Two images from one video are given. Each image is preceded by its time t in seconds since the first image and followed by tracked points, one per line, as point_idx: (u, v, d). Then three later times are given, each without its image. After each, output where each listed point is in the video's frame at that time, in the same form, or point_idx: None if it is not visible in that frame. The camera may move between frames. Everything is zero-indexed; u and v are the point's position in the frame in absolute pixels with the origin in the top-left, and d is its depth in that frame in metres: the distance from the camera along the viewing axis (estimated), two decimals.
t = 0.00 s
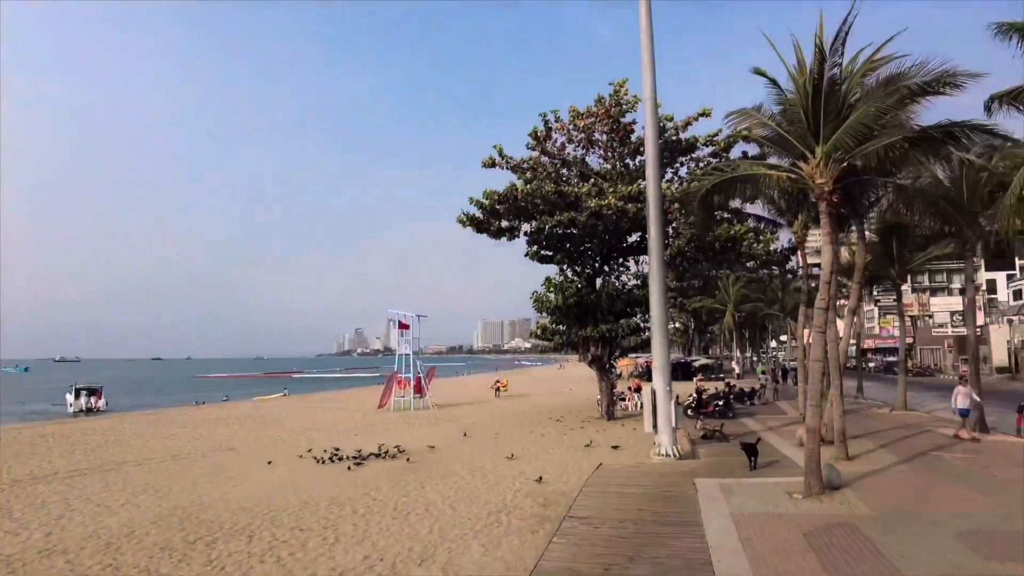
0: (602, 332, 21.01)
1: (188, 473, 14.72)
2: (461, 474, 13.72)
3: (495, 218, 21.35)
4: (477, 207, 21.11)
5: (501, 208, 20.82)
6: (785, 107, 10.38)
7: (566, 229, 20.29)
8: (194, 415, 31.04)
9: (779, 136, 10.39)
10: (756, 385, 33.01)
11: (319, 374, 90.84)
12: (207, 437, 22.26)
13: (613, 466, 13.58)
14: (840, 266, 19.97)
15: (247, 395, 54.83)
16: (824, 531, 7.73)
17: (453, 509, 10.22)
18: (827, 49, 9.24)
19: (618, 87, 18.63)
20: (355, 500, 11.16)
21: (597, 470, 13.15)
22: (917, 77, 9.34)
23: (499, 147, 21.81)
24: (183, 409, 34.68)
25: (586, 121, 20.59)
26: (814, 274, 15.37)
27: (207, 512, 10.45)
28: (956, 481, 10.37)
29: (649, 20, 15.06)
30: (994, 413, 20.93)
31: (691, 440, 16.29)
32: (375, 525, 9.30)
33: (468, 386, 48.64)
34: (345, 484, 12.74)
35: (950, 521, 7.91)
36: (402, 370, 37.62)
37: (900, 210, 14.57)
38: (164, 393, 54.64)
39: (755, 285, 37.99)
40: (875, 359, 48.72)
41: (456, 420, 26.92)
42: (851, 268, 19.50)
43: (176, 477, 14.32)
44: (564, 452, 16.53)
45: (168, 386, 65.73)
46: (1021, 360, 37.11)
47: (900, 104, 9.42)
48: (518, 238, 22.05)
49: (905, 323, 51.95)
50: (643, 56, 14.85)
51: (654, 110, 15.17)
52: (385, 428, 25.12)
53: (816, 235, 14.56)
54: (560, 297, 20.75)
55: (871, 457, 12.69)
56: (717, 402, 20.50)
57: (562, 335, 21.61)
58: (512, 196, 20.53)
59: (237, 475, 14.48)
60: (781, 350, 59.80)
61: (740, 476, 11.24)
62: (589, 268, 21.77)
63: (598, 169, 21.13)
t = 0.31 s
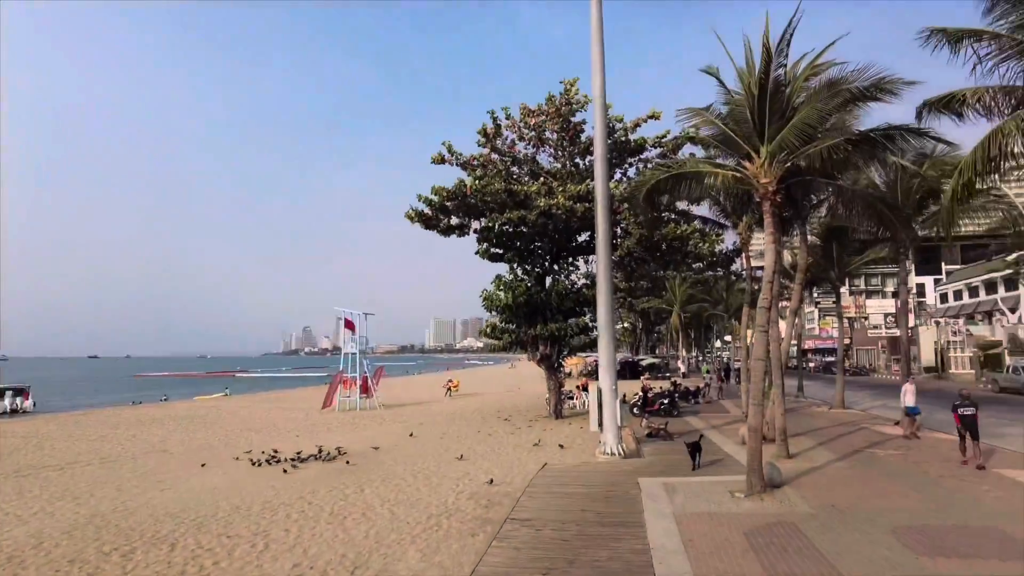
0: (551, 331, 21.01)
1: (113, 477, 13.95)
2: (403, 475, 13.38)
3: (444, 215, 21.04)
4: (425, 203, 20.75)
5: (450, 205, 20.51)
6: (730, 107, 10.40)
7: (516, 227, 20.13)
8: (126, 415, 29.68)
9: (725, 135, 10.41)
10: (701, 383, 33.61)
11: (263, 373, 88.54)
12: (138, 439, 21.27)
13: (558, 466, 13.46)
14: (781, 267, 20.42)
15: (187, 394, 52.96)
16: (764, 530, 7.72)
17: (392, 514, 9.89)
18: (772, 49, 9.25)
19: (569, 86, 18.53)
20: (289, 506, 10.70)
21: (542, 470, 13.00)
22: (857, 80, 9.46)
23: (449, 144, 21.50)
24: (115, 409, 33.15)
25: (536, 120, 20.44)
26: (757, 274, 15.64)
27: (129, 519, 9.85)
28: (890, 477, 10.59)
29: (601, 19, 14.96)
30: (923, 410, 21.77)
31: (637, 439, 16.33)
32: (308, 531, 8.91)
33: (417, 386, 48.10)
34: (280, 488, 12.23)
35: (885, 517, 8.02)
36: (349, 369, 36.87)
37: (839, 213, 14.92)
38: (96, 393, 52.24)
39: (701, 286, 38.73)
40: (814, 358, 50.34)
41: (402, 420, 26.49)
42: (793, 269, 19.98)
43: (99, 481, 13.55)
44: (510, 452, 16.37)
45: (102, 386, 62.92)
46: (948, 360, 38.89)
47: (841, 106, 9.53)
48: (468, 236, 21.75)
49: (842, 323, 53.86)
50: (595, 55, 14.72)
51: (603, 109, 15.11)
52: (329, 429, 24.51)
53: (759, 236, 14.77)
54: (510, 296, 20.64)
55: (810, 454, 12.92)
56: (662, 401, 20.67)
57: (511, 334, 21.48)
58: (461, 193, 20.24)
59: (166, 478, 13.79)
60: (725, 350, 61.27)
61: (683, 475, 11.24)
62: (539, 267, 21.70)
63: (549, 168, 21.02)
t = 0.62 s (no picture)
0: (506, 330, 20.89)
1: (42, 482, 13.27)
2: (351, 477, 13.07)
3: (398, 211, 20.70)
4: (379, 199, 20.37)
5: (405, 200, 20.18)
6: (683, 107, 10.38)
7: (472, 224, 19.93)
8: (63, 416, 28.42)
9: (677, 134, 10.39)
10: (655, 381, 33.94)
11: (214, 372, 86.25)
12: (74, 441, 20.35)
13: (509, 466, 13.30)
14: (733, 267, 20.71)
15: (131, 394, 51.13)
16: (710, 530, 7.70)
17: (335, 519, 9.57)
18: (725, 49, 9.24)
19: (525, 83, 18.39)
20: (228, 511, 10.28)
21: (493, 470, 12.86)
22: (808, 82, 9.50)
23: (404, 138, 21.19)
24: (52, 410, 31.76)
25: (493, 116, 20.25)
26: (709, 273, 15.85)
27: (54, 527, 9.34)
28: (834, 474, 10.76)
29: (557, 17, 14.85)
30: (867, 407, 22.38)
31: (590, 438, 16.31)
32: (246, 537, 8.59)
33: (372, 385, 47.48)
34: (219, 492, 11.76)
35: (828, 515, 8.09)
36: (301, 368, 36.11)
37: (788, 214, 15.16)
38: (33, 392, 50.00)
39: (656, 285, 39.15)
40: (766, 357, 51.46)
41: (355, 420, 26.03)
42: (743, 269, 20.30)
43: (26, 486, 12.86)
44: (462, 452, 16.18)
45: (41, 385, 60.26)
46: (891, 358, 40.25)
47: (791, 108, 9.56)
48: (422, 232, 21.45)
49: (793, 323, 55.19)
50: (551, 52, 14.60)
51: (560, 107, 15.01)
52: (278, 429, 23.91)
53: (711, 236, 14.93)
54: (467, 293, 20.53)
55: (758, 452, 13.06)
56: (616, 399, 20.74)
57: (467, 333, 21.32)
58: (415, 188, 19.94)
59: (100, 482, 13.19)
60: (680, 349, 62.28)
61: (633, 474, 11.21)
62: (496, 265, 21.58)
63: (506, 165, 20.85)
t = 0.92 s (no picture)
0: (455, 330, 20.59)
1: None
2: (288, 484, 12.61)
3: (343, 208, 20.12)
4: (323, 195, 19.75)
5: (350, 196, 19.73)
6: (629, 108, 10.33)
7: (420, 224, 19.63)
8: None
9: (623, 135, 10.34)
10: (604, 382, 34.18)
11: (152, 374, 83.06)
12: None
13: (454, 470, 13.05)
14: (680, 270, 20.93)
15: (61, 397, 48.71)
16: (652, 535, 7.63)
17: (268, 530, 9.15)
18: (671, 49, 9.20)
19: (473, 80, 18.16)
20: (153, 522, 9.73)
21: (437, 475, 12.59)
22: (751, 85, 9.53)
23: (350, 134, 20.72)
24: None
25: (441, 114, 19.96)
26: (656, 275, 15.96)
27: None
28: (774, 475, 10.88)
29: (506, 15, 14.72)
30: (807, 407, 22.97)
31: (537, 440, 16.19)
32: (170, 551, 8.13)
33: (318, 387, 46.44)
34: (145, 502, 11.15)
35: (768, 517, 8.12)
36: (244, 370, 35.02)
37: (733, 218, 15.37)
38: None
39: (606, 287, 39.48)
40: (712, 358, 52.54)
41: (298, 424, 25.32)
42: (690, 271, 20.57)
43: None
44: (407, 456, 15.85)
45: None
46: (830, 359, 41.58)
47: (736, 111, 9.58)
48: (369, 231, 21.01)
49: (738, 325, 56.54)
50: (499, 50, 14.45)
51: (508, 107, 14.83)
52: (216, 434, 23.04)
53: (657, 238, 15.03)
54: (414, 294, 20.14)
55: (701, 453, 13.15)
56: (564, 401, 20.73)
57: (415, 334, 20.99)
58: (361, 185, 19.46)
59: (15, 493, 12.36)
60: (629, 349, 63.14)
61: (578, 478, 11.11)
62: (445, 265, 21.31)
63: (455, 164, 20.59)
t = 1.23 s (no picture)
0: (427, 330, 20.31)
1: None
2: (251, 488, 12.25)
3: (313, 205, 19.97)
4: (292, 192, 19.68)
5: (319, 191, 19.42)
6: (601, 104, 10.15)
7: (391, 221, 19.36)
8: None
9: (594, 131, 10.15)
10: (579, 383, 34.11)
11: (119, 374, 81.36)
12: None
13: (423, 473, 12.75)
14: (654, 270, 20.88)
15: (22, 398, 47.34)
16: (622, 540, 7.44)
17: (225, 537, 8.78)
18: (643, 44, 9.03)
19: (443, 76, 18.03)
20: (105, 529, 9.29)
21: (405, 478, 12.31)
22: (724, 82, 9.39)
23: (319, 128, 20.46)
24: None
25: (412, 111, 19.65)
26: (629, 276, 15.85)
27: None
28: (746, 476, 10.78)
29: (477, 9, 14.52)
30: (779, 407, 23.09)
31: (509, 442, 15.96)
32: (118, 562, 7.77)
33: (290, 387, 45.79)
34: (97, 507, 10.67)
35: (740, 521, 7.99)
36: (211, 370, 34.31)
37: (705, 217, 15.33)
38: None
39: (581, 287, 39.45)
40: (685, 358, 52.88)
41: (267, 426, 24.83)
42: (662, 271, 20.54)
43: None
44: (376, 458, 15.54)
45: None
46: (801, 360, 42.05)
47: (709, 108, 9.44)
48: (339, 228, 20.66)
49: (711, 326, 57.00)
50: (470, 46, 14.24)
51: (480, 103, 14.58)
52: (181, 437, 22.46)
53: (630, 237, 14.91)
54: (386, 293, 19.78)
55: (674, 454, 13.05)
56: (537, 401, 20.55)
57: (386, 335, 20.67)
58: (329, 180, 19.24)
59: None
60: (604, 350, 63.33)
61: (549, 480, 10.90)
62: (417, 264, 21.04)
63: (428, 161, 20.31)
